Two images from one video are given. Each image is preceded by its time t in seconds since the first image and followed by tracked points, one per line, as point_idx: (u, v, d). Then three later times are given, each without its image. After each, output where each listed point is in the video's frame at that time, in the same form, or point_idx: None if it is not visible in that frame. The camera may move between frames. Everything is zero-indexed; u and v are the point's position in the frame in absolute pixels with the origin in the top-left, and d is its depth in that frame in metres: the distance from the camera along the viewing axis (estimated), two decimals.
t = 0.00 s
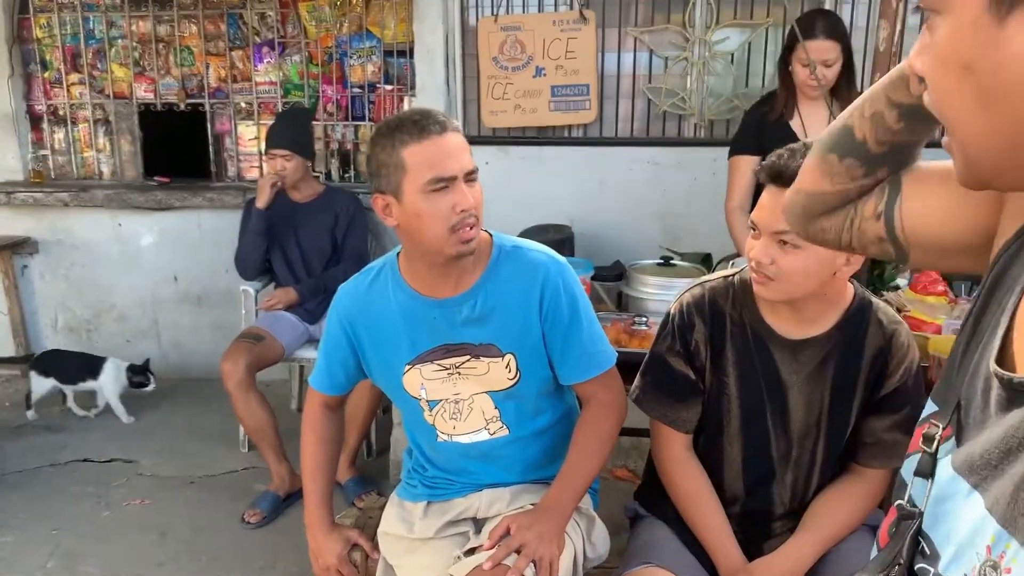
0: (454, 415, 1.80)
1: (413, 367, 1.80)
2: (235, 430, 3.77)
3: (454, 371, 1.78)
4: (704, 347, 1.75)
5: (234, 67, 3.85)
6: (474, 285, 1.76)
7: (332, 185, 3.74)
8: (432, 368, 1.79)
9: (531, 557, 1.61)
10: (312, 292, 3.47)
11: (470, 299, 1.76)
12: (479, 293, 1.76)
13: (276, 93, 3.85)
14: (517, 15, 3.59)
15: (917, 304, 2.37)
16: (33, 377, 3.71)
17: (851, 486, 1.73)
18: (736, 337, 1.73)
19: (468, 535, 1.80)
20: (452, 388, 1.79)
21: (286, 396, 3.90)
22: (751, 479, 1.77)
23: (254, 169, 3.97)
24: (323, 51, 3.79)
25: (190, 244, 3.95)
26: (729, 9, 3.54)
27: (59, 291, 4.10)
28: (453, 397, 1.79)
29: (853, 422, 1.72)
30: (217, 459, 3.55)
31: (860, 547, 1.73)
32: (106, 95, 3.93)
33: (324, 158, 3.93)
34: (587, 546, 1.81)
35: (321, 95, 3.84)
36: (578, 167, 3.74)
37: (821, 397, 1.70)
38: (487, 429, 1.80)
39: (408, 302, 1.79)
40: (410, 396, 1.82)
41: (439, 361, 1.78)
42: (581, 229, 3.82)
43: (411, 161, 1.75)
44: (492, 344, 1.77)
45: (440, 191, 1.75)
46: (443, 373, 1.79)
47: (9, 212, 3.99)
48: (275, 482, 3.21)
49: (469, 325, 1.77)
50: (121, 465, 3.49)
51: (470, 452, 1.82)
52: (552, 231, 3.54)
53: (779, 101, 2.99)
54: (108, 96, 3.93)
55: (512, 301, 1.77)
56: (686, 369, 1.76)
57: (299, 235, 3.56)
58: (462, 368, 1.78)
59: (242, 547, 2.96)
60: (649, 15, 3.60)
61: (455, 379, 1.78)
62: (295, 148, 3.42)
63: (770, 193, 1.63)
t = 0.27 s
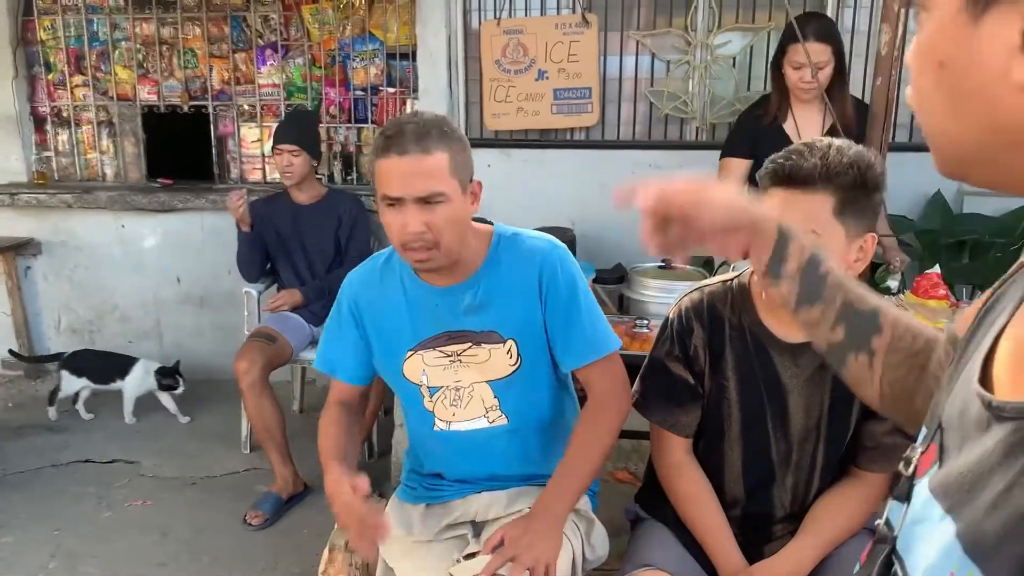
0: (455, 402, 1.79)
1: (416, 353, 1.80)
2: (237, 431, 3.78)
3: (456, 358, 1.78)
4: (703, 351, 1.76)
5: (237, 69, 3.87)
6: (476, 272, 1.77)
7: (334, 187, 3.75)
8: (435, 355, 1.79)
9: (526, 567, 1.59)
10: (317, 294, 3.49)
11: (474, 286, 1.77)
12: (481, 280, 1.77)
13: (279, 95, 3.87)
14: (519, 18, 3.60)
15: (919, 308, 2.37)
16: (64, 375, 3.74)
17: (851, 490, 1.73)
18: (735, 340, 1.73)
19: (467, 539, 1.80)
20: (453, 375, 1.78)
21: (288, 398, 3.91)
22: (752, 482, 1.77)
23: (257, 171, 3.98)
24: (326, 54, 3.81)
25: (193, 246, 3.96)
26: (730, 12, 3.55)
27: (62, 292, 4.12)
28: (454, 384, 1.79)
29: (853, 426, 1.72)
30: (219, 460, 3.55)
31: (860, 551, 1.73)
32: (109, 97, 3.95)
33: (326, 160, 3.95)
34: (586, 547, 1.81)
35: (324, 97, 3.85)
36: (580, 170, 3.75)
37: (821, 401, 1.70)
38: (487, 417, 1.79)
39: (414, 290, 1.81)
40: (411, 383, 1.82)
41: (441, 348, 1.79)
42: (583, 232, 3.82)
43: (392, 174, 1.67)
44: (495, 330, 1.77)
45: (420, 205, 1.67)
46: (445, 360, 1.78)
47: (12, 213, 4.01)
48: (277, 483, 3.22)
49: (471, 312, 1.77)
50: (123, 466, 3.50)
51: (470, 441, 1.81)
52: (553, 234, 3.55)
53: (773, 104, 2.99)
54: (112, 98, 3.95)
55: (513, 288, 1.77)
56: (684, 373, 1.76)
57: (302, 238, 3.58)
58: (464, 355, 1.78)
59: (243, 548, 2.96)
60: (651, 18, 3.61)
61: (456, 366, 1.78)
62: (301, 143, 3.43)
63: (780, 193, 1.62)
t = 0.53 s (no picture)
0: (470, 385, 1.77)
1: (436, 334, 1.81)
2: (243, 432, 3.78)
3: (473, 341, 1.77)
4: (711, 354, 1.75)
5: (246, 69, 3.88)
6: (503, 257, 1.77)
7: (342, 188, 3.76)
8: (454, 335, 1.79)
9: None
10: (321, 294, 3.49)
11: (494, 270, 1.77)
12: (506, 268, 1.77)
13: (288, 96, 3.87)
14: (528, 20, 3.60)
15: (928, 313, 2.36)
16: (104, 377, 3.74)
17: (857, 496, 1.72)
18: (743, 343, 1.72)
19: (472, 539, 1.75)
20: (467, 357, 1.78)
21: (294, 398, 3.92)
22: (757, 488, 1.76)
23: (265, 171, 3.98)
24: (335, 55, 3.81)
25: (200, 245, 3.96)
26: (740, 16, 3.54)
27: (69, 291, 4.13)
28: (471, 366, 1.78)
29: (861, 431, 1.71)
30: (224, 460, 3.56)
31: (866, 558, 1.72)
32: (119, 96, 3.96)
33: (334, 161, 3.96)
34: (592, 550, 1.80)
35: (332, 98, 3.86)
36: (588, 173, 3.75)
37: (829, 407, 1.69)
38: (501, 403, 1.77)
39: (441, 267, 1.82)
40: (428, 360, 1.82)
41: (460, 329, 1.79)
42: (590, 235, 3.82)
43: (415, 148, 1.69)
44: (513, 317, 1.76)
45: (428, 180, 1.67)
46: (461, 341, 1.78)
47: (21, 211, 4.02)
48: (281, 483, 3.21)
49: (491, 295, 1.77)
50: (128, 465, 3.50)
51: (480, 427, 1.78)
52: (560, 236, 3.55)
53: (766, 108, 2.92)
54: (121, 98, 3.96)
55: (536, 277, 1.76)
56: (692, 375, 1.76)
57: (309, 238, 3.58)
58: (481, 338, 1.77)
59: (247, 548, 2.96)
60: (660, 21, 3.60)
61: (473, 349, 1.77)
62: (310, 143, 3.43)
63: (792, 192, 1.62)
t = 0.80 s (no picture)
0: (506, 390, 1.71)
1: (484, 331, 1.73)
2: (261, 432, 3.79)
3: (517, 348, 1.69)
4: (740, 357, 1.73)
5: (266, 71, 3.89)
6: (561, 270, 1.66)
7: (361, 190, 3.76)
8: (499, 338, 1.71)
9: None
10: (340, 296, 3.50)
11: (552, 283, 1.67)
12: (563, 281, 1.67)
13: (307, 98, 3.88)
14: (548, 23, 3.60)
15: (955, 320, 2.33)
16: (149, 377, 3.79)
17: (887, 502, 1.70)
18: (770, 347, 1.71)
19: (508, 544, 1.73)
20: (511, 363, 1.70)
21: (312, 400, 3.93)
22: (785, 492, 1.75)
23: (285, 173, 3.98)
24: (355, 57, 3.82)
25: (219, 246, 3.98)
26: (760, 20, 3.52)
27: (88, 291, 4.16)
28: (510, 371, 1.70)
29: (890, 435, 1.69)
30: (243, 460, 3.57)
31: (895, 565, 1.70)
32: (139, 97, 3.98)
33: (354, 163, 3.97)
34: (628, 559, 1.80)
35: (351, 100, 3.87)
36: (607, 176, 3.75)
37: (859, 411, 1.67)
38: (532, 414, 1.70)
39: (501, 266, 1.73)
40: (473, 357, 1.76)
41: (506, 334, 1.70)
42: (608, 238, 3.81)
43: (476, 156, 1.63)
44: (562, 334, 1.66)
45: (479, 194, 1.62)
46: (507, 348, 1.70)
47: (42, 211, 4.05)
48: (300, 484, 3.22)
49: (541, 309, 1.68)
50: (147, 464, 3.52)
51: (518, 434, 1.73)
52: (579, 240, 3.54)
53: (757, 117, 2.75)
54: (141, 98, 3.98)
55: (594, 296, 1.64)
56: (720, 378, 1.75)
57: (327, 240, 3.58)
58: (524, 349, 1.69)
59: (265, 548, 2.97)
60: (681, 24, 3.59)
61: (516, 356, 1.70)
62: (330, 144, 3.46)
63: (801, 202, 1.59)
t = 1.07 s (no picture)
0: (563, 390, 1.63)
1: (547, 327, 1.65)
2: (286, 438, 3.76)
3: (581, 347, 1.61)
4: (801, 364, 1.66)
5: (293, 72, 3.85)
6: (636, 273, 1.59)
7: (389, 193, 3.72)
8: (563, 335, 1.63)
9: None
10: (368, 300, 3.43)
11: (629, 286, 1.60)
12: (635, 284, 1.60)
13: (335, 100, 3.85)
14: (579, 23, 3.54)
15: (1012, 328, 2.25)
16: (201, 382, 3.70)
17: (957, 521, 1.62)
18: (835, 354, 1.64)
19: (544, 558, 1.63)
20: (571, 362, 1.62)
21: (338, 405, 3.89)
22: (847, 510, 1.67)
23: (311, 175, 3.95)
24: (383, 58, 3.78)
25: (245, 249, 3.95)
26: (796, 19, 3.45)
27: (113, 294, 4.14)
28: (570, 370, 1.62)
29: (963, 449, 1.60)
30: (269, 465, 3.53)
31: None
32: (165, 98, 3.95)
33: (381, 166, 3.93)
34: None
35: (379, 102, 3.83)
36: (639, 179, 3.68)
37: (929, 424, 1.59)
38: (587, 418, 1.61)
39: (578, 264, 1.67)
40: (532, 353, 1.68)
41: (570, 332, 1.63)
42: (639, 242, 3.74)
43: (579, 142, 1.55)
44: (629, 338, 1.58)
45: (579, 181, 1.54)
46: (570, 346, 1.62)
47: (69, 213, 4.04)
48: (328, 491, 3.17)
49: (613, 311, 1.60)
50: (173, 469, 3.48)
51: (569, 441, 1.64)
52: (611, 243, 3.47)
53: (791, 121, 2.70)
54: (168, 100, 3.95)
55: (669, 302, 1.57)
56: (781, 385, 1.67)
57: (357, 243, 3.55)
58: (589, 348, 1.61)
59: (294, 556, 2.92)
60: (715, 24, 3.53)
61: (578, 355, 1.62)
62: (358, 149, 3.38)
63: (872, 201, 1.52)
